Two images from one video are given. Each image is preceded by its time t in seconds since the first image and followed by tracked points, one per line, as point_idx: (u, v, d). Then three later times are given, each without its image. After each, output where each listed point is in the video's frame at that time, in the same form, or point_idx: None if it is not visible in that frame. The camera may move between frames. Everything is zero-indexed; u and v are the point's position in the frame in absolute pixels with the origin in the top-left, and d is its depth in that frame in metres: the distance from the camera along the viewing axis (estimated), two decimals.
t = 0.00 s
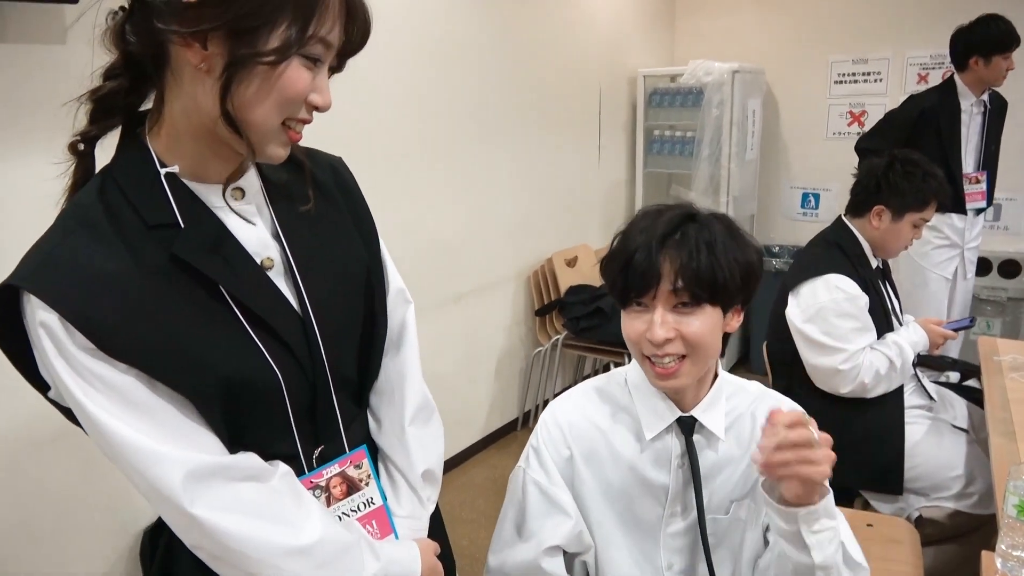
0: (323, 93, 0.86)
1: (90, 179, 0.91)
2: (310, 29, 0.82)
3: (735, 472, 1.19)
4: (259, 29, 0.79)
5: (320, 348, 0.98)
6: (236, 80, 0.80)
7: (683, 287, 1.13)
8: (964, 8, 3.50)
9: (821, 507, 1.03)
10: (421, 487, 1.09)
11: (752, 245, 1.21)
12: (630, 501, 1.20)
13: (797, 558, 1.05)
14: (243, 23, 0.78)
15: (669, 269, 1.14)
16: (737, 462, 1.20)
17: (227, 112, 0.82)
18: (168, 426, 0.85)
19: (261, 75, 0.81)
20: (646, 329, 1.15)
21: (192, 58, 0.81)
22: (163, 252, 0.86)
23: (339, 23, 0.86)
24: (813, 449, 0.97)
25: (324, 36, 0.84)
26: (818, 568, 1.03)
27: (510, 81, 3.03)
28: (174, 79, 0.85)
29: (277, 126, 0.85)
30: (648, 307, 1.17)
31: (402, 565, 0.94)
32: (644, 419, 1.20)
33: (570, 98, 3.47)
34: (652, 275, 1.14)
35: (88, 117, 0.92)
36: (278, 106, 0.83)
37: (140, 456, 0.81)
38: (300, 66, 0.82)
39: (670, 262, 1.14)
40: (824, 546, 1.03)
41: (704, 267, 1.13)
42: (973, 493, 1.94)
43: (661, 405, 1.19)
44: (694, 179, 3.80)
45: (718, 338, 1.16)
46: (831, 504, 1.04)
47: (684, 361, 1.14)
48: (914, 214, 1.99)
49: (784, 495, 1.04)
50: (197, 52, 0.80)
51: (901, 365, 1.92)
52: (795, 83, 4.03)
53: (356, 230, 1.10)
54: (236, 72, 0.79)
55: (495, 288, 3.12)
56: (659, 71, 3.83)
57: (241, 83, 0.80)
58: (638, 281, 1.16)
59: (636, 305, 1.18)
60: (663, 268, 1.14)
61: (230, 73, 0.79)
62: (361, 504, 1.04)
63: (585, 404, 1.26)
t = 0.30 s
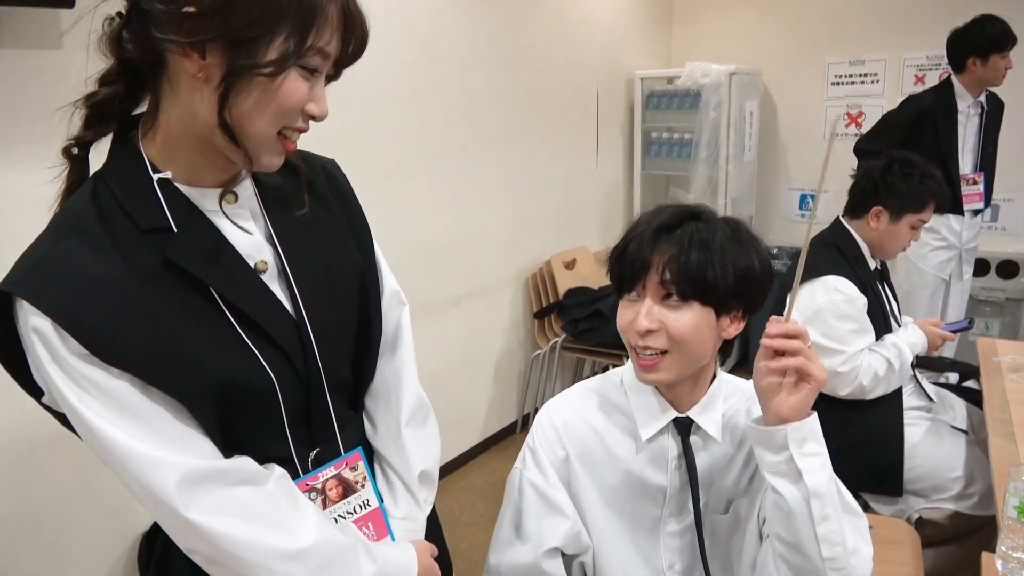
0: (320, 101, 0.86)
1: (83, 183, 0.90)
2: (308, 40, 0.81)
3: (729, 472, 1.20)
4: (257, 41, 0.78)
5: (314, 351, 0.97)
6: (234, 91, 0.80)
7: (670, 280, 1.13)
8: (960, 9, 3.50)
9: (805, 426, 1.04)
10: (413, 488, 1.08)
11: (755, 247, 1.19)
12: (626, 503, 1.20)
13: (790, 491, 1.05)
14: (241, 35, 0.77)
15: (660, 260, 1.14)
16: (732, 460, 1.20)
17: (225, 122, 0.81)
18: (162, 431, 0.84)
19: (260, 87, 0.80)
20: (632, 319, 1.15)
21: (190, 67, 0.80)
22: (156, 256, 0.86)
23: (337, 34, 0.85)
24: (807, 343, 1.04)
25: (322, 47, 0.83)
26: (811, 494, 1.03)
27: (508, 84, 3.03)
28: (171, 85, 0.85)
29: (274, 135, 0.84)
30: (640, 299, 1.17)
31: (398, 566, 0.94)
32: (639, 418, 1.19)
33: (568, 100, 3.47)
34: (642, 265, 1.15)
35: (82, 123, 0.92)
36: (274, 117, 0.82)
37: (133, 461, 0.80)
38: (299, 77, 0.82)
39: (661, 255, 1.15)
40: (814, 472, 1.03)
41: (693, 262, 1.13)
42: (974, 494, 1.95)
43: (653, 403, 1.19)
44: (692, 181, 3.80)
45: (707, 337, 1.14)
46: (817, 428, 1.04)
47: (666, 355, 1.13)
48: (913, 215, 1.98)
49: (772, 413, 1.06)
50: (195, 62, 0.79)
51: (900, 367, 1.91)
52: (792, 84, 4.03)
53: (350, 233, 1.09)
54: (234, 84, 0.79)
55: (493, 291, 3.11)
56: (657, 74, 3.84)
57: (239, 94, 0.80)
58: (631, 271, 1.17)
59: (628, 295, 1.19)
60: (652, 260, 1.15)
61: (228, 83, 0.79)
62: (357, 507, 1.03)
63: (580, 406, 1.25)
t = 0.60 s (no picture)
0: (331, 105, 0.86)
1: (91, 186, 0.90)
2: (320, 44, 0.81)
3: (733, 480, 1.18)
4: (270, 46, 0.78)
5: (320, 352, 0.97)
6: (247, 95, 0.80)
7: (669, 286, 1.12)
8: (965, 13, 3.50)
9: (814, 439, 1.03)
10: (417, 486, 1.07)
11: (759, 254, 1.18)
12: (630, 507, 1.19)
13: (797, 504, 1.04)
14: (254, 40, 0.77)
15: (660, 266, 1.14)
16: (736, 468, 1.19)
17: (238, 127, 0.81)
18: (172, 431, 0.84)
19: (272, 91, 0.80)
20: (633, 324, 1.15)
21: (202, 72, 0.80)
22: (166, 258, 0.86)
23: (348, 37, 0.85)
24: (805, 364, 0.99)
25: (333, 51, 0.83)
26: (818, 508, 1.02)
27: (512, 87, 3.03)
28: (182, 89, 0.85)
29: (286, 139, 0.84)
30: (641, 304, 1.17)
31: (404, 566, 0.93)
32: (642, 423, 1.18)
33: (571, 104, 3.47)
34: (642, 271, 1.15)
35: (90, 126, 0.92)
36: (287, 121, 0.82)
37: (144, 462, 0.80)
38: (311, 81, 0.82)
39: (662, 260, 1.14)
40: (822, 485, 1.02)
41: (693, 269, 1.12)
42: (980, 500, 1.94)
43: (658, 407, 1.18)
44: (696, 185, 3.79)
45: (706, 343, 1.13)
46: (826, 442, 1.03)
47: (666, 361, 1.13)
48: (919, 219, 1.98)
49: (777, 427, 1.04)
50: (207, 67, 0.79)
51: (905, 372, 1.91)
52: (796, 88, 4.02)
53: (354, 233, 1.09)
54: (247, 88, 0.79)
55: (497, 294, 3.11)
56: (661, 77, 3.84)
57: (252, 98, 0.80)
58: (632, 276, 1.17)
59: (631, 300, 1.19)
60: (652, 265, 1.15)
61: (241, 87, 0.79)
62: (362, 507, 1.03)
63: (585, 409, 1.25)
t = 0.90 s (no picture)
0: (344, 109, 0.87)
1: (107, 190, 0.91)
2: (334, 50, 0.82)
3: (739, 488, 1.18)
4: (285, 52, 0.79)
5: (332, 354, 0.98)
6: (262, 101, 0.81)
7: (681, 293, 1.13)
8: (974, 19, 3.49)
9: (828, 506, 1.01)
10: (425, 488, 1.08)
11: (772, 264, 1.18)
12: (635, 511, 1.20)
13: (807, 559, 1.03)
14: (269, 46, 0.78)
15: (674, 273, 1.14)
16: (742, 475, 1.19)
17: (253, 132, 0.82)
18: (187, 432, 0.85)
19: (287, 96, 0.81)
20: (644, 329, 1.15)
21: (218, 78, 0.81)
22: (181, 262, 0.87)
23: (361, 43, 0.86)
24: (825, 437, 0.94)
25: (347, 57, 0.84)
26: (828, 569, 1.01)
27: (520, 91, 3.04)
28: (198, 94, 0.85)
29: (299, 145, 0.85)
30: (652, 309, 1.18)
31: (414, 566, 0.94)
32: (647, 428, 1.19)
33: (579, 108, 3.48)
34: (655, 277, 1.16)
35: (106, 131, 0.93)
36: (301, 125, 0.83)
37: (161, 463, 0.81)
38: (324, 86, 0.83)
39: (675, 268, 1.15)
40: (834, 547, 1.01)
41: (706, 276, 1.12)
42: (987, 507, 1.93)
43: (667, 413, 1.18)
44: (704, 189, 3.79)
45: (715, 351, 1.13)
46: (840, 504, 1.02)
47: (675, 368, 1.13)
48: (928, 226, 1.97)
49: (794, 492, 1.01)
50: (224, 73, 0.80)
51: (914, 379, 1.91)
52: (804, 93, 4.02)
53: (364, 237, 1.10)
54: (264, 94, 0.80)
55: (504, 298, 3.11)
56: (668, 82, 3.84)
57: (268, 103, 0.81)
58: (645, 281, 1.17)
59: (642, 304, 1.19)
60: (665, 271, 1.15)
61: (257, 93, 0.80)
62: (373, 508, 1.03)
63: (592, 413, 1.25)
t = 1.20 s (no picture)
0: (352, 111, 0.88)
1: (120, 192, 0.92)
2: (342, 53, 0.83)
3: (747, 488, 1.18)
4: (294, 54, 0.80)
5: (341, 355, 0.98)
6: (272, 103, 0.81)
7: (693, 296, 1.13)
8: (981, 22, 3.49)
9: (838, 454, 1.04)
10: (436, 486, 1.09)
11: (786, 268, 1.18)
12: (644, 511, 1.20)
13: (819, 517, 1.05)
14: (278, 49, 0.79)
15: (684, 275, 1.15)
16: (750, 475, 1.19)
17: (264, 133, 0.83)
18: (198, 431, 0.86)
19: (296, 99, 0.82)
20: (654, 330, 1.16)
21: (229, 81, 0.82)
22: (193, 263, 0.88)
23: (369, 45, 0.87)
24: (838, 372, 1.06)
25: (356, 59, 0.85)
26: (841, 523, 1.03)
27: (525, 95, 3.05)
28: (209, 96, 0.86)
29: (308, 146, 0.86)
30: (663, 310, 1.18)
31: (422, 566, 0.94)
32: (655, 428, 1.19)
33: (585, 111, 3.48)
34: (667, 278, 1.16)
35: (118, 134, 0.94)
36: (310, 127, 0.84)
37: (171, 461, 0.82)
38: (333, 88, 0.84)
39: (687, 270, 1.15)
40: (845, 498, 1.03)
41: (715, 278, 1.13)
42: (996, 511, 1.93)
43: (674, 415, 1.18)
44: (709, 192, 3.79)
45: (726, 352, 1.14)
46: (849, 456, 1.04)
47: (684, 370, 1.14)
48: (935, 228, 1.97)
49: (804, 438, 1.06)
50: (234, 75, 0.81)
51: (920, 382, 1.90)
52: (810, 96, 4.02)
53: (373, 240, 1.10)
54: (273, 96, 0.81)
55: (510, 300, 3.12)
56: (674, 85, 3.84)
57: (277, 105, 0.82)
58: (655, 282, 1.18)
59: (651, 306, 1.20)
60: (677, 274, 1.15)
61: (266, 95, 0.81)
62: (380, 507, 1.04)
63: (599, 414, 1.25)
